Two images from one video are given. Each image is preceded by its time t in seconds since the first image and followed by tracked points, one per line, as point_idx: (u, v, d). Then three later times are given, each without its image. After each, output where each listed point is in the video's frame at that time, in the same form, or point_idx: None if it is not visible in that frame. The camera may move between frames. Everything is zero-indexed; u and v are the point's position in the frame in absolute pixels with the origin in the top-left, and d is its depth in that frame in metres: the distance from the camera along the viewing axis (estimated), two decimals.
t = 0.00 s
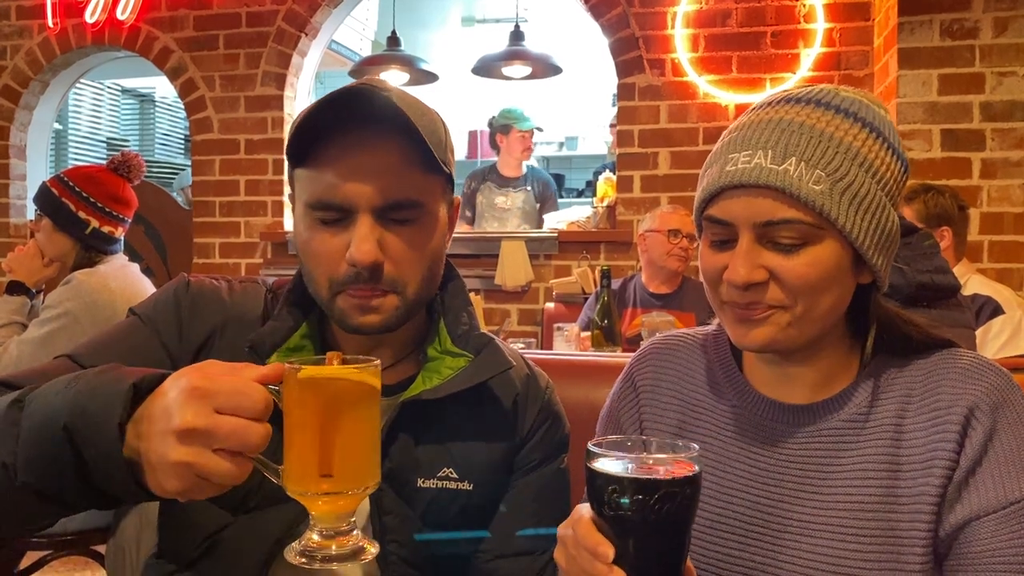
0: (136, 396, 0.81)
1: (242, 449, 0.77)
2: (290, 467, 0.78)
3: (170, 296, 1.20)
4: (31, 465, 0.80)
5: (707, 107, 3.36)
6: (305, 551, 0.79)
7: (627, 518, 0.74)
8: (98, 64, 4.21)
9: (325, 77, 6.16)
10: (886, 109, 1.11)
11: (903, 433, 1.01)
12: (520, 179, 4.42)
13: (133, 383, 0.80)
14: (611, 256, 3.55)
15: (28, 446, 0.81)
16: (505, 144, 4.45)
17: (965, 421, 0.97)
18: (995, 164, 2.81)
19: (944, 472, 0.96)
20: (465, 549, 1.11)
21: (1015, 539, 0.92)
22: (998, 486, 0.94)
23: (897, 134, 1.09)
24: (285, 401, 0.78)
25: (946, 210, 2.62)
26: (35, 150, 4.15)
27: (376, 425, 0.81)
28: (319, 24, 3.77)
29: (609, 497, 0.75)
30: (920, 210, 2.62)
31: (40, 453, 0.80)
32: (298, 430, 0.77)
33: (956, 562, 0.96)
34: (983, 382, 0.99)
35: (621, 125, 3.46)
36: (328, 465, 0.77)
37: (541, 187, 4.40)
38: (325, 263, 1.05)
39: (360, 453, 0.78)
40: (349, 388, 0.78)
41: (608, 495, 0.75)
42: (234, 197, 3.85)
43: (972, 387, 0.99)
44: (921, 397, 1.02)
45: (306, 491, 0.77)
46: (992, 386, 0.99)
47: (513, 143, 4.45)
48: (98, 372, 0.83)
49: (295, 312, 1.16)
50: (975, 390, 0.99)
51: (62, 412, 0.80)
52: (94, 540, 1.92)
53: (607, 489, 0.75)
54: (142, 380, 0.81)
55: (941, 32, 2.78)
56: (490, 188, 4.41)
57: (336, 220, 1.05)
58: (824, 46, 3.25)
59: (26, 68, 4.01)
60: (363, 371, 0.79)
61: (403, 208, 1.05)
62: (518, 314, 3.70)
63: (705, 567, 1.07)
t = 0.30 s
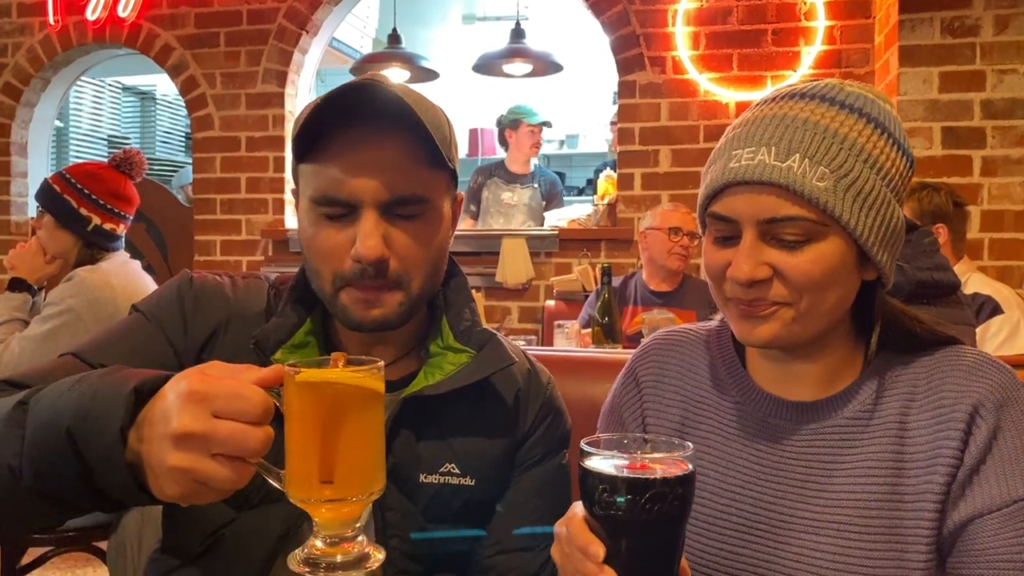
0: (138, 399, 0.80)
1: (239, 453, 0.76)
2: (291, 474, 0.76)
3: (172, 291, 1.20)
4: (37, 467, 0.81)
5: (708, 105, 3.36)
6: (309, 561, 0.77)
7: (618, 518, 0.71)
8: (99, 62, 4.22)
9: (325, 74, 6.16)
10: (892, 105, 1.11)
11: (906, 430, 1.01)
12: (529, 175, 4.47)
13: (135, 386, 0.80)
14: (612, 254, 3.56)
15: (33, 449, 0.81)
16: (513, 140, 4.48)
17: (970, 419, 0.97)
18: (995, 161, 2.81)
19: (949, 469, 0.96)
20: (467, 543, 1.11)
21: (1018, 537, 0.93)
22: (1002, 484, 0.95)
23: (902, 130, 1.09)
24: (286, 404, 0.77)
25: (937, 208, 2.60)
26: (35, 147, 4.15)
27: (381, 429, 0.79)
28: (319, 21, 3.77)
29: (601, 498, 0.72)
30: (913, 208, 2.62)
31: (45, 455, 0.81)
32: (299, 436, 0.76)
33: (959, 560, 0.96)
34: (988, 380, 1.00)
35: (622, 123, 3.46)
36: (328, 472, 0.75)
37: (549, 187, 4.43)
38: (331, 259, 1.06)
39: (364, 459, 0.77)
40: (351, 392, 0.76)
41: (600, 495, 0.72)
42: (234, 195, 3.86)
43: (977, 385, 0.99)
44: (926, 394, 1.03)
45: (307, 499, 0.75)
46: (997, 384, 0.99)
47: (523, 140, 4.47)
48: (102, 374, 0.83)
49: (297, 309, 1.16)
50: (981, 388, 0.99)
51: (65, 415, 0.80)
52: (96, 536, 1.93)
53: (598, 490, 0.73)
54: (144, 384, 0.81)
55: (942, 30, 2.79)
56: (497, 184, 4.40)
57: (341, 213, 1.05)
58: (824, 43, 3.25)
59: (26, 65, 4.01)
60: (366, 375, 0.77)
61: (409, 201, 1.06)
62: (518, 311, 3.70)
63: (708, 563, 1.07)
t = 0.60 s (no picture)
0: (157, 411, 0.78)
1: (252, 469, 0.74)
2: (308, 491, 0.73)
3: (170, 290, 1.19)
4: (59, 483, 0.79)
5: (708, 103, 3.36)
6: None
7: (619, 519, 0.71)
8: (99, 60, 4.22)
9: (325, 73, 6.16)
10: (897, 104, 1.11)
11: (909, 430, 1.02)
12: (539, 174, 4.46)
13: (153, 398, 0.78)
14: (612, 252, 3.56)
15: (53, 463, 0.80)
16: (527, 134, 4.48)
17: (973, 419, 0.98)
18: (996, 160, 2.82)
19: (951, 470, 0.97)
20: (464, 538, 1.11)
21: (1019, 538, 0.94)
22: (1003, 486, 0.96)
23: (908, 129, 1.09)
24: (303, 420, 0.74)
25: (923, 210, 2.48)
26: (35, 145, 4.15)
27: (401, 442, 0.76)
28: (319, 19, 3.77)
29: (599, 495, 0.72)
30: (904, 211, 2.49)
31: (65, 470, 0.79)
32: (316, 453, 0.72)
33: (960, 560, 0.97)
34: (991, 381, 1.00)
35: (622, 121, 3.46)
36: (347, 491, 0.72)
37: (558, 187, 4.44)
38: (335, 250, 1.06)
39: (383, 475, 0.74)
40: (372, 407, 0.73)
41: (598, 495, 0.72)
42: (234, 193, 3.86)
43: (980, 386, 1.00)
44: (928, 394, 1.03)
45: (325, 517, 0.73)
46: (999, 385, 1.00)
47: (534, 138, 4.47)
48: (119, 385, 0.82)
49: (298, 302, 1.15)
50: (983, 389, 0.99)
51: (84, 429, 0.79)
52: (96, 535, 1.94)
53: (597, 487, 0.72)
54: (163, 394, 0.79)
55: (943, 28, 2.78)
56: (507, 178, 4.44)
57: (349, 201, 1.06)
58: (825, 42, 3.26)
59: (27, 64, 4.01)
60: (388, 390, 0.74)
61: (415, 188, 1.07)
62: (518, 309, 3.71)
63: (709, 562, 1.07)
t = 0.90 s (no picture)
0: (180, 440, 0.78)
1: (275, 498, 0.72)
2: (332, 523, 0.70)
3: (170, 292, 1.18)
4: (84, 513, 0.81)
5: (708, 101, 3.36)
6: None
7: (618, 516, 0.71)
8: (99, 58, 4.22)
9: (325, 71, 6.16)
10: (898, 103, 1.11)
11: (909, 428, 1.02)
12: (546, 172, 4.50)
13: (176, 428, 0.77)
14: (612, 250, 3.56)
15: (76, 495, 0.81)
16: (536, 133, 4.46)
17: (972, 418, 0.98)
18: (995, 158, 2.82)
19: (950, 468, 0.97)
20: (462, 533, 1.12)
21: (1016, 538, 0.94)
22: (1002, 484, 0.96)
23: (908, 128, 1.09)
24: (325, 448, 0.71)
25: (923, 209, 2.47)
26: (36, 143, 4.15)
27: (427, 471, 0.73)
28: (319, 18, 3.77)
29: (599, 493, 0.72)
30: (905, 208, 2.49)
31: (90, 498, 0.80)
32: (339, 484, 0.69)
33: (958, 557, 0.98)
34: (991, 380, 1.00)
35: (621, 120, 3.46)
36: (371, 523, 0.69)
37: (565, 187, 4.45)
38: (335, 245, 1.06)
39: (409, 505, 0.71)
40: (395, 434, 0.71)
41: (597, 491, 0.73)
42: (234, 191, 3.86)
43: (980, 384, 1.00)
44: (927, 392, 1.03)
45: (348, 550, 0.70)
46: (999, 383, 1.00)
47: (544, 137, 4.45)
48: (142, 411, 0.81)
49: (299, 299, 1.15)
50: (983, 387, 1.00)
51: (106, 459, 0.79)
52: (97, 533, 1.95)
53: (597, 485, 0.73)
54: (184, 425, 0.78)
55: (943, 27, 2.78)
56: (514, 175, 4.46)
57: (349, 197, 1.06)
58: (825, 41, 3.26)
59: (27, 61, 4.01)
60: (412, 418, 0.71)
61: (415, 183, 1.07)
62: (518, 308, 3.71)
63: (709, 558, 1.08)
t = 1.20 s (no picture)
0: (200, 472, 0.77)
1: (296, 536, 0.69)
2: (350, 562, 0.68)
3: (173, 290, 1.18)
4: (102, 540, 0.82)
5: (708, 99, 3.36)
6: None
7: (617, 513, 0.71)
8: (99, 56, 4.21)
9: (325, 68, 6.16)
10: (898, 100, 1.11)
11: (910, 426, 1.02)
12: (547, 171, 4.49)
13: (196, 459, 0.76)
14: (612, 249, 3.56)
15: (94, 522, 0.81)
16: (537, 133, 4.46)
17: (973, 417, 0.98)
18: (995, 157, 2.82)
19: (949, 465, 0.97)
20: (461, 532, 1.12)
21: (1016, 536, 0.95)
22: (1002, 484, 0.96)
23: (905, 123, 1.08)
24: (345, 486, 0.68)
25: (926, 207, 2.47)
26: (36, 140, 4.15)
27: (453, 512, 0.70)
28: (319, 16, 3.77)
29: (598, 494, 0.72)
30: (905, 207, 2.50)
31: (108, 524, 0.81)
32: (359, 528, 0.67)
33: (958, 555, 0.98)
34: (994, 379, 1.00)
35: (622, 118, 3.46)
36: (390, 565, 0.67)
37: (565, 185, 4.44)
38: (337, 242, 1.06)
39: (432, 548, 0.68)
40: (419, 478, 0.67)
41: (597, 489, 0.73)
42: (234, 189, 3.86)
43: (983, 384, 1.00)
44: (928, 390, 1.03)
45: None
46: (1002, 383, 1.00)
47: (544, 136, 4.44)
48: (161, 441, 0.80)
49: (302, 299, 1.14)
50: (985, 387, 1.00)
51: (126, 488, 0.79)
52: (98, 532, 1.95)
53: (597, 487, 0.72)
54: (204, 455, 0.77)
55: (943, 25, 2.78)
56: (515, 174, 4.47)
57: (351, 196, 1.06)
58: (825, 39, 3.25)
59: (27, 59, 4.01)
60: (429, 457, 0.68)
61: (421, 186, 1.07)
62: (518, 306, 3.71)
63: (708, 554, 1.08)
